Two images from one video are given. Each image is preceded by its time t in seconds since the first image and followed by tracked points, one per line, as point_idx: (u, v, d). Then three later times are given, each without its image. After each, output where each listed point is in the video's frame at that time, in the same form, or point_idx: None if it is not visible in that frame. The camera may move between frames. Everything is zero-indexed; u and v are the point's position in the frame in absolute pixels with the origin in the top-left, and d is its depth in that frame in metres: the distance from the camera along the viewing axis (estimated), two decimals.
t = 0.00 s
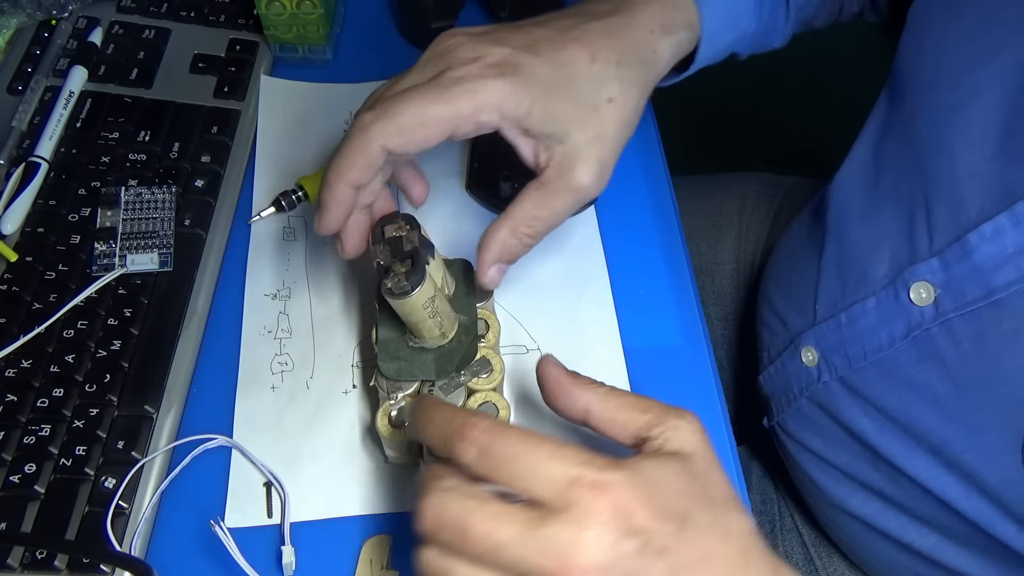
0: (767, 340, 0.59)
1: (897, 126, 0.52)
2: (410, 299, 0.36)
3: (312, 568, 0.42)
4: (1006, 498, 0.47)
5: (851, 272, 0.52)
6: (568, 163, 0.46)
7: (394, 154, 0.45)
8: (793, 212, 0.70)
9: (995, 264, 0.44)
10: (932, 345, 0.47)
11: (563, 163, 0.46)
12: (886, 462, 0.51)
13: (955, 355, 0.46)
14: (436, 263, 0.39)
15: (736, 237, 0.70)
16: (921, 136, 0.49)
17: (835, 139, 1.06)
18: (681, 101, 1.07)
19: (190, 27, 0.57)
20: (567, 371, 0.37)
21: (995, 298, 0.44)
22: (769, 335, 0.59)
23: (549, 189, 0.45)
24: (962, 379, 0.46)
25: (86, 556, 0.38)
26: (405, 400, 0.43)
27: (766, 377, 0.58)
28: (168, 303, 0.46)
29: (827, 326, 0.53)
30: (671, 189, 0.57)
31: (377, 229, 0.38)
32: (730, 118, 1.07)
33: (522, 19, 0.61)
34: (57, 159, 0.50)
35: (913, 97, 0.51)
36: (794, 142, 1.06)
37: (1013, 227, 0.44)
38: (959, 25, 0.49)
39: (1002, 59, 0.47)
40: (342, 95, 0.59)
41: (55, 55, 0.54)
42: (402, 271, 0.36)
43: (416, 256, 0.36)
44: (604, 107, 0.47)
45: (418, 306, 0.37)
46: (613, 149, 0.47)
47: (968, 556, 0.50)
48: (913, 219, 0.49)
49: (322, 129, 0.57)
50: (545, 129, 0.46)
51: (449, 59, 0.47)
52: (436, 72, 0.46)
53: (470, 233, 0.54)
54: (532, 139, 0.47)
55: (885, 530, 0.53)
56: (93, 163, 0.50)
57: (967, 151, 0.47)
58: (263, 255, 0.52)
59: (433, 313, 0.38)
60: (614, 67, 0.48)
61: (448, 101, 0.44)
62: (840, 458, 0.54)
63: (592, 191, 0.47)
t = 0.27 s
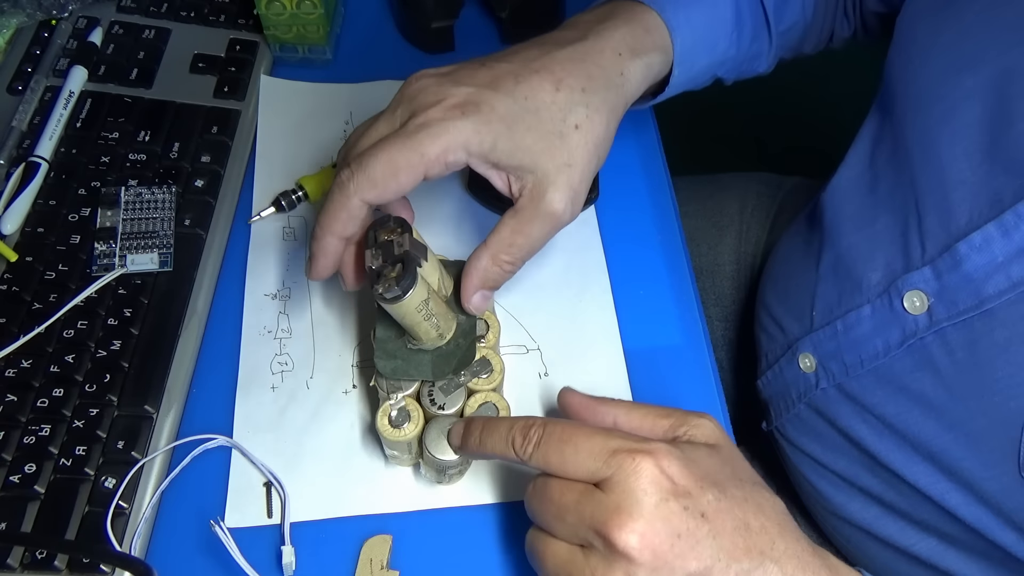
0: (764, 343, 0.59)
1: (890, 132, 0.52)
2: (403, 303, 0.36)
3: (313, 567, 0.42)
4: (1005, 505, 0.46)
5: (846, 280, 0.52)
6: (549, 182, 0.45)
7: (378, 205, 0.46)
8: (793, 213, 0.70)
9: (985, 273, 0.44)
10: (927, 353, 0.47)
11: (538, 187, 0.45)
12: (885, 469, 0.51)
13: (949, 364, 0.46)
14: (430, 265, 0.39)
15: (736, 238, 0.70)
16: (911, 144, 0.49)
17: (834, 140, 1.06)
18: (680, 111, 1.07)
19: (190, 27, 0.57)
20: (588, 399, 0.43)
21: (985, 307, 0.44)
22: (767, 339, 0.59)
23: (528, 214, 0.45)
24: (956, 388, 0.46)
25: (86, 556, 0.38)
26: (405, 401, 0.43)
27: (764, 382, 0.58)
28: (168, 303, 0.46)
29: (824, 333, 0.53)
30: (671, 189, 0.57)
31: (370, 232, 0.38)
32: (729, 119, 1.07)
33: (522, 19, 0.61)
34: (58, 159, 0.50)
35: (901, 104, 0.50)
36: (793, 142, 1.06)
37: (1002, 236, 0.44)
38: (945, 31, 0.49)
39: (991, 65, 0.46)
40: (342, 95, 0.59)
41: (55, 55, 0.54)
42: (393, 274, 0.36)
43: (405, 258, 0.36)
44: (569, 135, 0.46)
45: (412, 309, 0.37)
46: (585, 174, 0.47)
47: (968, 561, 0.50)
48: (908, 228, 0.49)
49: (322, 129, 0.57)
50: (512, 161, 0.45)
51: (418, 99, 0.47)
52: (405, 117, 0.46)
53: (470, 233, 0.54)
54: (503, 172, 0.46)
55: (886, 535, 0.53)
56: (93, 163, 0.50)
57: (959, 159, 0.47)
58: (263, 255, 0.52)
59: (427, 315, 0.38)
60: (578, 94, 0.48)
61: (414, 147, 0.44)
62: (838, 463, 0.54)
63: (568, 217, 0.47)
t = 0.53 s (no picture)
0: (762, 342, 0.59)
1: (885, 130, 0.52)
2: (398, 304, 0.36)
3: (312, 567, 0.42)
4: (999, 503, 0.46)
5: (843, 277, 0.52)
6: (554, 167, 0.46)
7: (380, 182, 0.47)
8: (793, 212, 0.70)
9: (977, 270, 0.44)
10: (922, 349, 0.47)
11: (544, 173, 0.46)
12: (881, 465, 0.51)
13: (944, 360, 0.46)
14: (426, 266, 0.39)
15: (736, 238, 0.70)
16: (905, 141, 0.49)
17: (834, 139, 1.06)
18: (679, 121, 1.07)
19: (190, 27, 0.57)
20: (576, 400, 0.42)
21: (978, 304, 0.44)
22: (765, 339, 0.59)
23: (532, 201, 0.45)
24: (950, 385, 0.46)
25: (86, 556, 0.38)
26: (405, 401, 0.43)
27: (762, 380, 0.58)
28: (168, 303, 0.46)
29: (821, 330, 0.53)
30: (671, 189, 0.57)
31: (365, 235, 0.38)
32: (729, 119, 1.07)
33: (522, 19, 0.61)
34: (57, 159, 0.50)
35: (895, 101, 0.50)
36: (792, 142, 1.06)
37: (993, 233, 0.44)
38: (939, 28, 0.49)
39: (984, 62, 0.46)
40: (342, 95, 0.59)
41: (55, 55, 0.54)
42: (387, 276, 0.36)
43: (399, 260, 0.36)
44: (575, 120, 0.47)
45: (408, 309, 0.37)
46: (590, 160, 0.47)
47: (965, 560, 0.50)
48: (903, 225, 0.49)
49: (322, 129, 0.57)
50: (514, 144, 0.46)
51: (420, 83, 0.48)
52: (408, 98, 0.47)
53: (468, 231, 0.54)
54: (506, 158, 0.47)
55: (881, 532, 0.53)
56: (93, 163, 0.50)
57: (953, 155, 0.47)
58: (263, 255, 0.52)
59: (425, 315, 0.38)
60: (584, 81, 0.48)
61: (417, 127, 0.45)
62: (836, 460, 0.54)
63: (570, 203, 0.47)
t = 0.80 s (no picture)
0: (761, 342, 0.59)
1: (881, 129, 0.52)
2: (398, 304, 0.36)
3: (312, 567, 0.42)
4: (992, 502, 0.46)
5: (839, 277, 0.52)
6: (554, 199, 0.46)
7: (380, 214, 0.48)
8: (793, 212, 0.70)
9: (973, 268, 0.44)
10: (918, 347, 0.47)
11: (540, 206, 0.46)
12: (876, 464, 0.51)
13: (940, 358, 0.46)
14: (426, 266, 0.39)
15: (735, 238, 0.70)
16: (901, 141, 0.49)
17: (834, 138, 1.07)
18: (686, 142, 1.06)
19: (190, 27, 0.57)
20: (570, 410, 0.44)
21: (973, 302, 0.44)
22: (764, 339, 0.59)
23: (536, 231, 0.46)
24: (945, 383, 0.46)
25: (86, 556, 0.38)
26: (405, 401, 0.43)
27: (761, 380, 0.58)
28: (168, 303, 0.46)
29: (818, 330, 0.53)
30: (671, 189, 0.57)
31: (364, 236, 0.38)
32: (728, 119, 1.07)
33: (522, 18, 0.61)
34: (57, 159, 0.50)
35: (892, 101, 0.51)
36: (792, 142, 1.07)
37: (988, 231, 0.44)
38: (935, 29, 0.49)
39: (979, 62, 0.46)
40: (342, 94, 0.59)
41: (55, 55, 0.54)
42: (387, 276, 0.36)
43: (399, 259, 0.36)
44: (569, 148, 0.47)
45: (408, 309, 0.37)
46: (589, 187, 0.47)
47: (961, 561, 0.50)
48: (900, 224, 0.49)
49: (322, 129, 0.57)
50: (512, 177, 0.47)
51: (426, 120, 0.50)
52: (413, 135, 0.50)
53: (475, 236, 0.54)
54: (506, 191, 0.48)
55: (878, 532, 0.53)
56: (93, 163, 0.50)
57: (949, 155, 0.47)
58: (263, 255, 0.52)
59: (424, 315, 0.38)
60: (576, 107, 0.49)
61: (417, 166, 0.47)
62: (833, 460, 0.54)
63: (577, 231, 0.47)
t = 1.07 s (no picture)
0: (760, 344, 0.59)
1: (881, 133, 0.52)
2: (405, 306, 0.35)
3: (312, 568, 0.42)
4: (993, 507, 0.46)
5: (840, 281, 0.52)
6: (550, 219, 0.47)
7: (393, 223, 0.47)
8: (793, 212, 0.70)
9: (972, 274, 0.44)
10: (918, 352, 0.47)
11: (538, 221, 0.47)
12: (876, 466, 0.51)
13: (940, 364, 0.46)
14: (433, 268, 0.39)
15: (736, 239, 0.70)
16: (900, 145, 0.49)
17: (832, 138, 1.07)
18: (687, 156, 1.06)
19: (190, 27, 0.57)
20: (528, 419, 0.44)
21: (973, 308, 0.44)
22: (763, 341, 0.59)
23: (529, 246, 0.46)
24: (945, 389, 0.46)
25: (86, 556, 0.38)
26: (406, 401, 0.42)
27: (761, 383, 0.58)
28: (168, 303, 0.46)
29: (818, 334, 0.53)
30: (672, 191, 0.57)
31: (371, 237, 0.38)
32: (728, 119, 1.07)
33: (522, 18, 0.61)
34: (57, 159, 0.50)
35: (891, 105, 0.51)
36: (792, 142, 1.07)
37: (987, 237, 0.44)
38: (933, 34, 0.49)
39: (978, 66, 0.47)
40: (342, 95, 0.59)
41: (55, 55, 0.54)
42: (393, 279, 0.36)
43: (405, 263, 0.36)
44: (574, 173, 0.48)
45: (414, 311, 0.37)
46: (586, 212, 0.48)
47: (961, 565, 0.50)
48: (900, 228, 0.49)
49: (322, 130, 0.57)
50: (519, 194, 0.47)
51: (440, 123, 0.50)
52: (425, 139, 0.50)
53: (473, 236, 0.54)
54: (509, 205, 0.48)
55: (878, 536, 0.53)
56: (93, 163, 0.50)
57: (949, 160, 0.47)
58: (263, 255, 0.52)
59: (430, 316, 0.38)
60: (587, 135, 0.49)
61: (429, 173, 0.47)
62: (833, 463, 0.54)
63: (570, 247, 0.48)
